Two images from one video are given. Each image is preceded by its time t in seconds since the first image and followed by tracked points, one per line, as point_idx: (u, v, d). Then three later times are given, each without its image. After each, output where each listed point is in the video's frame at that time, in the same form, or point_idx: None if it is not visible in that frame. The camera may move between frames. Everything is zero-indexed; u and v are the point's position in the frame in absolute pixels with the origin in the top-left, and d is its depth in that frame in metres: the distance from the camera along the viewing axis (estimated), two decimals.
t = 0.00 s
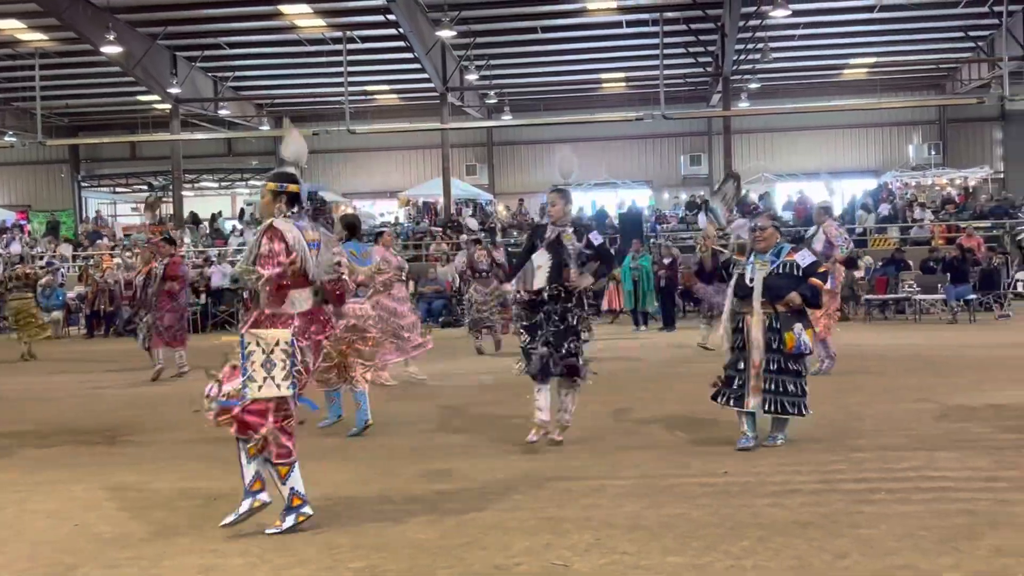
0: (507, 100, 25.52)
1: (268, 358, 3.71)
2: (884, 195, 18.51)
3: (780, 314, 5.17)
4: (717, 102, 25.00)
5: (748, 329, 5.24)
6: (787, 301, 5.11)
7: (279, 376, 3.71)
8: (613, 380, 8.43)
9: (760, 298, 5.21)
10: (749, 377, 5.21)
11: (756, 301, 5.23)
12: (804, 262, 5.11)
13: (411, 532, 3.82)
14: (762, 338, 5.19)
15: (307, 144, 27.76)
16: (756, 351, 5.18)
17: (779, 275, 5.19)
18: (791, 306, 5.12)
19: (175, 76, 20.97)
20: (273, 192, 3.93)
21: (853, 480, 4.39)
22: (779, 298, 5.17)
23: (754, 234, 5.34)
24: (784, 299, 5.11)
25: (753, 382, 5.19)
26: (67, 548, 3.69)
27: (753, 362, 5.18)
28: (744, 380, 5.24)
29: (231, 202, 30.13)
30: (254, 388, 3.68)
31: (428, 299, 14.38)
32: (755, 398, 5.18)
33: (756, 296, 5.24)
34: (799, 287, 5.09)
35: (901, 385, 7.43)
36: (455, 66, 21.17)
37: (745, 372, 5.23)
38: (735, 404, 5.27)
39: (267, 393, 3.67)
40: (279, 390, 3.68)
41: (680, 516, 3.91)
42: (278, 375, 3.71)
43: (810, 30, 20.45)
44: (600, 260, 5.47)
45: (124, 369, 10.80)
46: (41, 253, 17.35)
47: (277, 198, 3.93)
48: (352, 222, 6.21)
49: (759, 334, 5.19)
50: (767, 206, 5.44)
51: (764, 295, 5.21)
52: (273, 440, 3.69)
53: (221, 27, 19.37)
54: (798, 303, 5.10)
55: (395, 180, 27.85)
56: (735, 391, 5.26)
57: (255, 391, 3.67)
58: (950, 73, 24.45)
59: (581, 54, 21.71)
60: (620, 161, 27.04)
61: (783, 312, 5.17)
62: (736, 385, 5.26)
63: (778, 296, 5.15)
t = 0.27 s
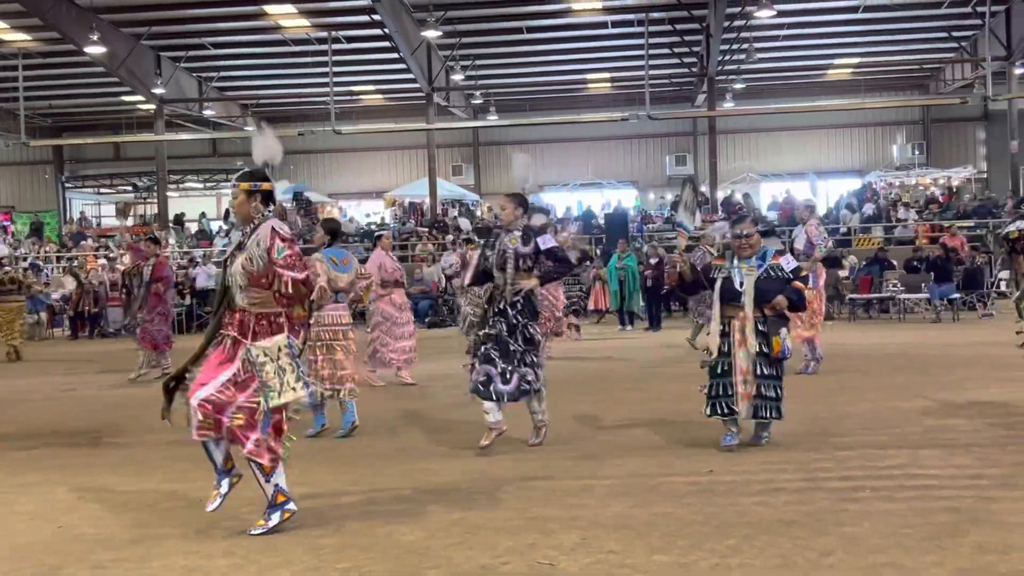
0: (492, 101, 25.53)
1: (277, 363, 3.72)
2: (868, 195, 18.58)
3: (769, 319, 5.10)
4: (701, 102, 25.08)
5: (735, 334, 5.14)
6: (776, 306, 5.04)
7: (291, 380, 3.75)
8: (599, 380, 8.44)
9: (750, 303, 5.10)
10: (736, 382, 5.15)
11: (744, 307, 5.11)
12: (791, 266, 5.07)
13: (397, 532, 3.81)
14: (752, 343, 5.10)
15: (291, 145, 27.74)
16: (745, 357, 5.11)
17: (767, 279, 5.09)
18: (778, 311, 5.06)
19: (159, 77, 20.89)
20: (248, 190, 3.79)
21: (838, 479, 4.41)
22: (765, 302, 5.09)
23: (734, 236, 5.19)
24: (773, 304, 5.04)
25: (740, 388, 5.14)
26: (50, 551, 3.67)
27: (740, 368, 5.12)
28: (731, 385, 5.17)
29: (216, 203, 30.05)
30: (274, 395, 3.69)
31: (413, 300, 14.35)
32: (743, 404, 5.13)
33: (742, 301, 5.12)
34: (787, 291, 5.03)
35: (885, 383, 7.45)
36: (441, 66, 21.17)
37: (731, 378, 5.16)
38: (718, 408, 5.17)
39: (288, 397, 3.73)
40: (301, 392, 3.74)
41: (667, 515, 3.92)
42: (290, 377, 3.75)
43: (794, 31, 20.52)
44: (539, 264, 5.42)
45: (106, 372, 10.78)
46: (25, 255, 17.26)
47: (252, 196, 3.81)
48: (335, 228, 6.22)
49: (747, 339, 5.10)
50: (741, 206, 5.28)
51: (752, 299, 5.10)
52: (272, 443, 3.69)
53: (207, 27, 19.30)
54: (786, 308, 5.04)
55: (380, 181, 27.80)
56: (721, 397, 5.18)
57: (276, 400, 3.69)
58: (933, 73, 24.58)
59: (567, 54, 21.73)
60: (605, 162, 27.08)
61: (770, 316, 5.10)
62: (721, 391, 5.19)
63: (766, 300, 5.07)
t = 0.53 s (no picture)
0: (480, 101, 25.52)
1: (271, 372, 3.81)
2: (856, 194, 18.64)
3: (755, 321, 5.08)
4: (689, 102, 25.12)
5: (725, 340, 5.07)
6: (762, 308, 5.02)
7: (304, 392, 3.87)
8: (587, 379, 8.44)
9: (737, 308, 5.04)
10: (729, 388, 5.09)
11: (731, 312, 5.05)
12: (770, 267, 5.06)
13: (384, 533, 3.80)
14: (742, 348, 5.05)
15: (278, 146, 27.71)
16: (739, 363, 5.04)
17: (750, 282, 5.05)
18: (763, 311, 5.05)
19: (146, 77, 20.82)
20: (228, 205, 3.87)
21: (825, 478, 4.42)
22: (749, 304, 5.05)
23: (710, 241, 5.11)
24: (759, 306, 5.01)
25: (736, 393, 5.07)
26: (36, 554, 3.65)
27: (734, 374, 5.05)
28: (725, 392, 5.10)
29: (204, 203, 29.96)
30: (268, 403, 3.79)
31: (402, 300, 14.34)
32: (741, 408, 5.06)
33: (729, 307, 5.06)
34: (769, 292, 5.03)
35: (871, 382, 7.48)
36: (429, 66, 21.15)
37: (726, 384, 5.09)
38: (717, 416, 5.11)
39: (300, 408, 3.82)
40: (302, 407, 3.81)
41: (654, 514, 3.92)
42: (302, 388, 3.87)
43: (781, 30, 20.57)
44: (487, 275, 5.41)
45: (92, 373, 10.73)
46: (10, 257, 17.17)
47: (230, 211, 3.88)
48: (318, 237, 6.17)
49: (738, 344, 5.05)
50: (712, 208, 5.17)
51: (738, 304, 5.05)
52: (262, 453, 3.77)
53: (194, 27, 19.22)
54: (769, 309, 5.04)
55: (369, 181, 27.76)
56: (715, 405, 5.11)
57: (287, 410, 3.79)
58: (919, 73, 24.67)
59: (555, 54, 21.73)
60: (593, 162, 27.10)
61: (755, 317, 5.08)
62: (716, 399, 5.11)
63: (751, 302, 5.03)
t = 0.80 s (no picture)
0: (470, 100, 25.51)
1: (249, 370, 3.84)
2: (845, 192, 18.70)
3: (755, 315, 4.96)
4: (679, 101, 25.15)
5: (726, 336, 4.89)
6: (761, 301, 4.91)
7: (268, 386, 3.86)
8: (579, 378, 8.43)
9: (736, 301, 4.90)
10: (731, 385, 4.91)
11: (730, 306, 4.90)
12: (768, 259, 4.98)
13: (375, 533, 3.79)
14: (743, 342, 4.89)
15: (268, 146, 27.69)
16: (741, 357, 4.87)
17: (749, 274, 4.96)
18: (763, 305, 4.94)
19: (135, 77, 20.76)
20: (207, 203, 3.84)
21: (816, 476, 4.42)
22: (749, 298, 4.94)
23: (707, 233, 5.05)
24: (759, 300, 4.90)
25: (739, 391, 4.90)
26: (26, 556, 3.63)
27: (736, 370, 4.88)
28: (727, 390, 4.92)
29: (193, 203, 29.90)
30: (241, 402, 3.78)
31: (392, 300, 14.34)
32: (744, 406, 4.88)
33: (727, 300, 4.92)
34: (769, 285, 4.95)
35: (861, 380, 7.50)
36: (419, 66, 21.12)
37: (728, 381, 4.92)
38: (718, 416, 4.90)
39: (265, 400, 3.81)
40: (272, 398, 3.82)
41: (645, 514, 3.92)
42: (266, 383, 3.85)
43: (771, 29, 20.61)
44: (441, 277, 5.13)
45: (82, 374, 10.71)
46: None
47: (209, 209, 3.85)
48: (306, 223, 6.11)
49: (740, 339, 4.88)
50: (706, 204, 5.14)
51: (737, 298, 4.92)
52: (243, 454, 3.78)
53: (183, 27, 19.17)
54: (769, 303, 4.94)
55: (359, 180, 27.72)
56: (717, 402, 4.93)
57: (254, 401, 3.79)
58: (908, 72, 24.73)
59: (545, 54, 21.73)
60: (583, 160, 27.12)
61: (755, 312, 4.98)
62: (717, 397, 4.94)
63: (750, 296, 4.92)
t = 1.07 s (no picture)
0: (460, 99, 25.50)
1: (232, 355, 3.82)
2: (835, 190, 18.78)
3: (749, 318, 4.88)
4: (670, 99, 25.17)
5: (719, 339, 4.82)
6: (757, 304, 4.81)
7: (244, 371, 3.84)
8: (572, 377, 8.44)
9: (730, 304, 4.84)
10: (720, 389, 4.81)
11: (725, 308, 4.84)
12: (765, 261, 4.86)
13: (367, 533, 3.79)
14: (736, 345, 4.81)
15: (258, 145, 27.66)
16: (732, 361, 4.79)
17: (745, 276, 4.84)
18: (758, 308, 4.84)
19: (125, 77, 20.72)
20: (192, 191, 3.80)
21: (807, 474, 4.43)
22: (744, 300, 4.86)
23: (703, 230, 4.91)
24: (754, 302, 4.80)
25: (728, 395, 4.80)
26: (16, 558, 3.62)
27: (727, 375, 4.79)
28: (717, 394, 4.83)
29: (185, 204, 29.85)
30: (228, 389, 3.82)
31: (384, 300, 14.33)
32: (732, 411, 4.80)
33: (722, 302, 4.85)
34: (765, 287, 4.82)
35: (853, 378, 7.52)
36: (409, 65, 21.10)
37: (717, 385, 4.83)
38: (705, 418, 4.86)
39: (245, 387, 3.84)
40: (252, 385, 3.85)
41: (637, 512, 3.92)
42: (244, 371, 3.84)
43: (761, 28, 20.65)
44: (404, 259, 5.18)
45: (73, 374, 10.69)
46: None
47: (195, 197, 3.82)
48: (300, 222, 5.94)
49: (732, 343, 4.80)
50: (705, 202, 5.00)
51: (732, 300, 4.86)
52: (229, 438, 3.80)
53: (173, 26, 19.13)
54: (764, 305, 4.83)
55: (350, 180, 27.70)
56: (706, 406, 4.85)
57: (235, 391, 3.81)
58: (898, 70, 24.77)
59: (536, 53, 21.73)
60: (574, 159, 27.14)
61: (750, 314, 4.88)
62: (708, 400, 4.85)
63: (746, 299, 4.85)
